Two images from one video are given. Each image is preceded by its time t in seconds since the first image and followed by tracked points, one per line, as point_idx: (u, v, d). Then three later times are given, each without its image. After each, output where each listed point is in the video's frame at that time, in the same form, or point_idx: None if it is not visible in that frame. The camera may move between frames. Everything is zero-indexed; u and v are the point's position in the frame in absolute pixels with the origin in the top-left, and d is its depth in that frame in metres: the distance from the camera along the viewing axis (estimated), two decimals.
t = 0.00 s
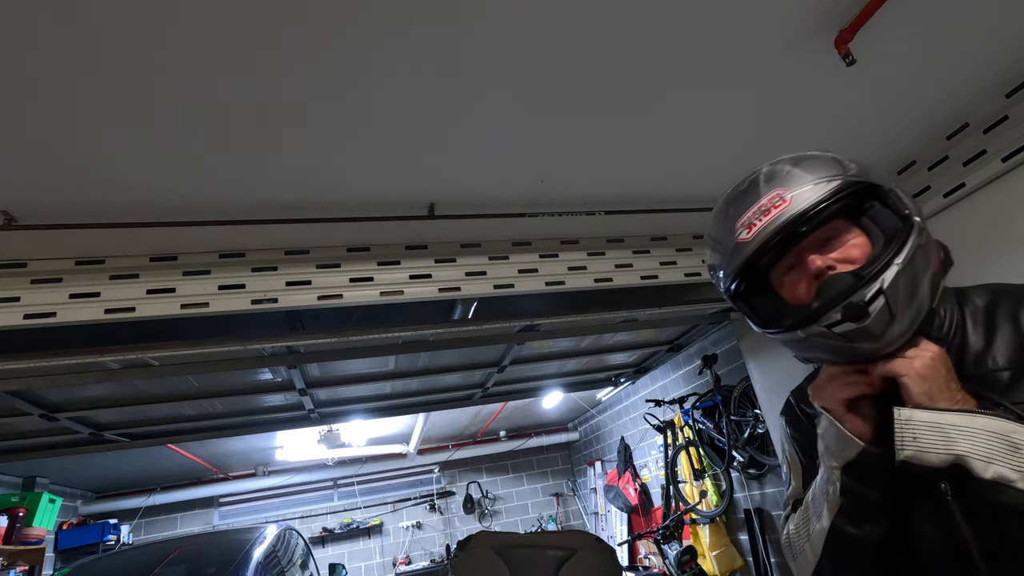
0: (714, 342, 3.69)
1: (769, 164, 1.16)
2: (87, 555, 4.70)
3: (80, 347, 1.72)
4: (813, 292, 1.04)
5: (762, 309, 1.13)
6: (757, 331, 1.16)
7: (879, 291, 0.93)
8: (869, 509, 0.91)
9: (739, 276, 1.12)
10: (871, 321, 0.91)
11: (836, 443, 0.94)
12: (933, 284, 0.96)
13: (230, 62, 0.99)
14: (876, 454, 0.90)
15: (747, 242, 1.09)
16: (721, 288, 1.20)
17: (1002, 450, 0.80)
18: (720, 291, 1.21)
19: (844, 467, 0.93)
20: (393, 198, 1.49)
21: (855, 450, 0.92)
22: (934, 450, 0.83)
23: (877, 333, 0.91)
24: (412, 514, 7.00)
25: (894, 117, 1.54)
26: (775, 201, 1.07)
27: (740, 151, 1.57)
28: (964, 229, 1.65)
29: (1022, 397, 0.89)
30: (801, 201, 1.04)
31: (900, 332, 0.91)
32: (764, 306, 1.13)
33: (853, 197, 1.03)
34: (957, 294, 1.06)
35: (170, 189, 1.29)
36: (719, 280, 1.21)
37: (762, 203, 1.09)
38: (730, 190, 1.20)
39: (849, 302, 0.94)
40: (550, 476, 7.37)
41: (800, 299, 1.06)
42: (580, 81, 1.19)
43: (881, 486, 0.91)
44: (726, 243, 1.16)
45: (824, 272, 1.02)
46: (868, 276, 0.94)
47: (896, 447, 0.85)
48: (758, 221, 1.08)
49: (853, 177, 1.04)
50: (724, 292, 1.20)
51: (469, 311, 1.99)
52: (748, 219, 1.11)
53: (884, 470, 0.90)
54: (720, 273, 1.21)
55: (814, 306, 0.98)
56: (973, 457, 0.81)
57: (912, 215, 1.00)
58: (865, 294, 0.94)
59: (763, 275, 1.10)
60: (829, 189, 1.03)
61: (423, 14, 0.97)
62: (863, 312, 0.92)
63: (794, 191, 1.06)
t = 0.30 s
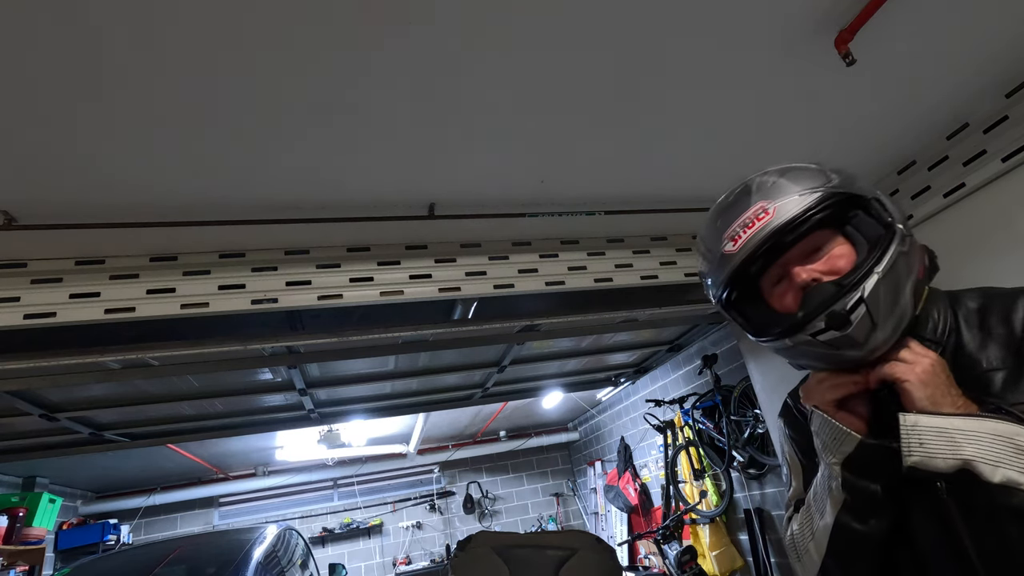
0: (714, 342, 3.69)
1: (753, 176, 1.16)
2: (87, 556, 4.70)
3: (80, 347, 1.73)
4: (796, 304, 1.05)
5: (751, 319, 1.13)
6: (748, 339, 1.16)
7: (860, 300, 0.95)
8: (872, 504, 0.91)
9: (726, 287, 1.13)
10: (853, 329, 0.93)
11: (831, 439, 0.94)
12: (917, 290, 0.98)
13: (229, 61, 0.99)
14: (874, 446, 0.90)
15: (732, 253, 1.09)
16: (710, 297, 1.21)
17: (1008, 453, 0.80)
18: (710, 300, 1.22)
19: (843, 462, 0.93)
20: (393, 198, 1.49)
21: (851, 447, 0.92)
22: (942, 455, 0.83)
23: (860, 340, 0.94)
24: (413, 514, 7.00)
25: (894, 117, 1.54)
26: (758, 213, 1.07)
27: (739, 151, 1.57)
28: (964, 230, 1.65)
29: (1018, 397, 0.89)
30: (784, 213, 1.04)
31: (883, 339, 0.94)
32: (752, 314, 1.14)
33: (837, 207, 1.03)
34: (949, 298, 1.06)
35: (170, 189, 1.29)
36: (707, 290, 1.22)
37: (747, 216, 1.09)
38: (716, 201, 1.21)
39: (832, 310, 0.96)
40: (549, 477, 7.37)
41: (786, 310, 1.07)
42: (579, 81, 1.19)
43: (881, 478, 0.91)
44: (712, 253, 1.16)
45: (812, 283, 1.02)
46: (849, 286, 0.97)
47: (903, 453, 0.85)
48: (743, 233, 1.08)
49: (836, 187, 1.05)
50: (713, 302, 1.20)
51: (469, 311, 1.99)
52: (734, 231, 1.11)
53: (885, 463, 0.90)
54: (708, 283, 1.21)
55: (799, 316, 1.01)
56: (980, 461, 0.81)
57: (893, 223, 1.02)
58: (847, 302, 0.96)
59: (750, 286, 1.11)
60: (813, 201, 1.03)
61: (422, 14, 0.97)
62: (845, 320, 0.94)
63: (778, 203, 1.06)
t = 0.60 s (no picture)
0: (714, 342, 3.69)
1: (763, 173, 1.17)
2: (87, 556, 4.70)
3: (80, 347, 1.73)
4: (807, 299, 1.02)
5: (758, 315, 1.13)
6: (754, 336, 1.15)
7: (872, 294, 0.93)
8: (873, 505, 0.91)
9: (732, 283, 1.13)
10: (864, 324, 0.92)
11: (834, 440, 0.94)
12: (924, 289, 0.97)
13: (229, 61, 0.99)
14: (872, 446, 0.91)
15: (742, 247, 1.09)
16: (717, 294, 1.20)
17: (995, 447, 0.81)
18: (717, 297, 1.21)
19: (846, 464, 0.93)
20: (393, 198, 1.49)
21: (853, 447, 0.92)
22: (929, 445, 0.84)
23: (871, 335, 0.92)
24: (413, 514, 7.00)
25: (894, 117, 1.54)
26: (769, 208, 1.08)
27: (740, 151, 1.57)
28: (964, 230, 1.65)
29: (1014, 395, 0.89)
30: (795, 208, 1.05)
31: (893, 334, 0.92)
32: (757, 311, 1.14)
33: (846, 204, 1.04)
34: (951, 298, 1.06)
35: (170, 189, 1.29)
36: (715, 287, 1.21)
37: (757, 211, 1.10)
38: (725, 199, 1.21)
39: (843, 305, 0.95)
40: (550, 476, 7.37)
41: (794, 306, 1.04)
42: (579, 80, 1.19)
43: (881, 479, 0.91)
44: (722, 250, 1.16)
45: (823, 278, 1.00)
46: (860, 280, 0.95)
47: (892, 443, 0.86)
48: (753, 227, 1.08)
49: (846, 185, 1.06)
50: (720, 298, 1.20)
51: (468, 311, 1.99)
52: (743, 226, 1.11)
53: (885, 463, 0.91)
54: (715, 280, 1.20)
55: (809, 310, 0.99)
56: (966, 453, 0.82)
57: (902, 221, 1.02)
58: (859, 297, 0.95)
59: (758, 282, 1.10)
60: (823, 197, 1.04)
61: (422, 14, 0.97)
62: (857, 315, 0.93)
63: (788, 199, 1.07)
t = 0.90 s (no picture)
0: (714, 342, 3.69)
1: (782, 166, 1.19)
2: (87, 556, 4.70)
3: (80, 347, 1.73)
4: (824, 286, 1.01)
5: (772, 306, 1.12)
6: (766, 329, 1.14)
7: (893, 283, 0.94)
8: (871, 506, 0.92)
9: (749, 271, 1.11)
10: (884, 312, 0.91)
11: (833, 443, 0.94)
12: (942, 283, 0.97)
13: (229, 61, 0.99)
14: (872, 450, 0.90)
15: (761, 235, 1.09)
16: (732, 285, 1.19)
17: (989, 445, 0.81)
18: (731, 288, 1.20)
19: (844, 467, 0.93)
20: (393, 198, 1.49)
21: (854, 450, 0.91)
22: (925, 444, 0.84)
23: (890, 324, 0.91)
24: (413, 514, 7.00)
25: (894, 117, 1.54)
26: (790, 197, 1.09)
27: (740, 151, 1.57)
28: (964, 230, 1.65)
29: (1013, 396, 0.89)
30: (815, 197, 1.05)
31: (912, 325, 0.93)
32: (770, 302, 1.12)
33: (867, 195, 1.04)
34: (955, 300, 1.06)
35: (170, 189, 1.29)
36: (730, 278, 1.20)
37: (777, 201, 1.10)
38: (743, 192, 1.22)
39: (864, 293, 0.94)
40: (550, 476, 7.37)
41: (808, 295, 1.03)
42: (580, 80, 1.19)
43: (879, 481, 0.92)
44: (740, 239, 1.16)
45: (841, 266, 1.00)
46: (881, 269, 0.96)
47: (889, 441, 0.86)
48: (773, 216, 1.08)
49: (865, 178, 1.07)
50: (735, 290, 1.19)
51: (468, 311, 1.99)
52: (763, 214, 1.11)
53: (883, 464, 0.91)
54: (731, 271, 1.20)
55: (828, 298, 0.98)
56: (961, 451, 0.82)
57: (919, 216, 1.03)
58: (878, 286, 0.94)
59: (775, 271, 1.09)
60: (843, 187, 1.05)
61: (423, 13, 0.97)
62: (877, 303, 0.92)
63: (808, 189, 1.07)
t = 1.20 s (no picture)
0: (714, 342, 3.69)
1: (778, 167, 1.18)
2: (88, 556, 4.70)
3: (80, 347, 1.73)
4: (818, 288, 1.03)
5: (769, 306, 1.13)
6: (764, 329, 1.15)
7: (886, 285, 0.94)
8: (869, 506, 0.93)
9: (747, 272, 1.12)
10: (877, 315, 0.91)
11: (832, 443, 0.95)
12: (936, 284, 0.97)
13: (229, 61, 0.99)
14: (870, 451, 0.91)
15: (757, 237, 1.09)
16: (730, 285, 1.20)
17: (998, 446, 0.81)
18: (729, 288, 1.21)
19: (843, 467, 0.94)
20: (393, 198, 1.49)
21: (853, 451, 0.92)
22: (934, 443, 0.84)
23: (883, 326, 0.91)
24: (413, 514, 7.00)
25: (894, 117, 1.54)
26: (786, 198, 1.08)
27: (739, 151, 1.57)
28: (963, 230, 1.65)
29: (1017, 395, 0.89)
30: (811, 199, 1.05)
31: (905, 326, 0.91)
32: (769, 302, 1.12)
33: (862, 197, 1.04)
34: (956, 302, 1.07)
35: (170, 189, 1.29)
36: (727, 278, 1.21)
37: (773, 202, 1.10)
38: (740, 192, 1.22)
39: (857, 295, 0.94)
40: (550, 477, 7.37)
41: (804, 296, 1.05)
42: (579, 81, 1.19)
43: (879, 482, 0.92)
44: (737, 240, 1.16)
45: (835, 268, 1.00)
46: (875, 271, 0.95)
47: (897, 439, 0.86)
48: (769, 217, 1.09)
49: (860, 179, 1.06)
50: (733, 290, 1.20)
51: (468, 311, 1.99)
52: (760, 216, 1.11)
53: (883, 466, 0.91)
54: (729, 271, 1.20)
55: (822, 300, 0.98)
56: (969, 451, 0.82)
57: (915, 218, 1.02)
58: (872, 288, 0.94)
59: (773, 271, 1.10)
60: (838, 189, 1.05)
61: (422, 14, 0.97)
62: (870, 305, 0.92)
63: (804, 191, 1.07)
